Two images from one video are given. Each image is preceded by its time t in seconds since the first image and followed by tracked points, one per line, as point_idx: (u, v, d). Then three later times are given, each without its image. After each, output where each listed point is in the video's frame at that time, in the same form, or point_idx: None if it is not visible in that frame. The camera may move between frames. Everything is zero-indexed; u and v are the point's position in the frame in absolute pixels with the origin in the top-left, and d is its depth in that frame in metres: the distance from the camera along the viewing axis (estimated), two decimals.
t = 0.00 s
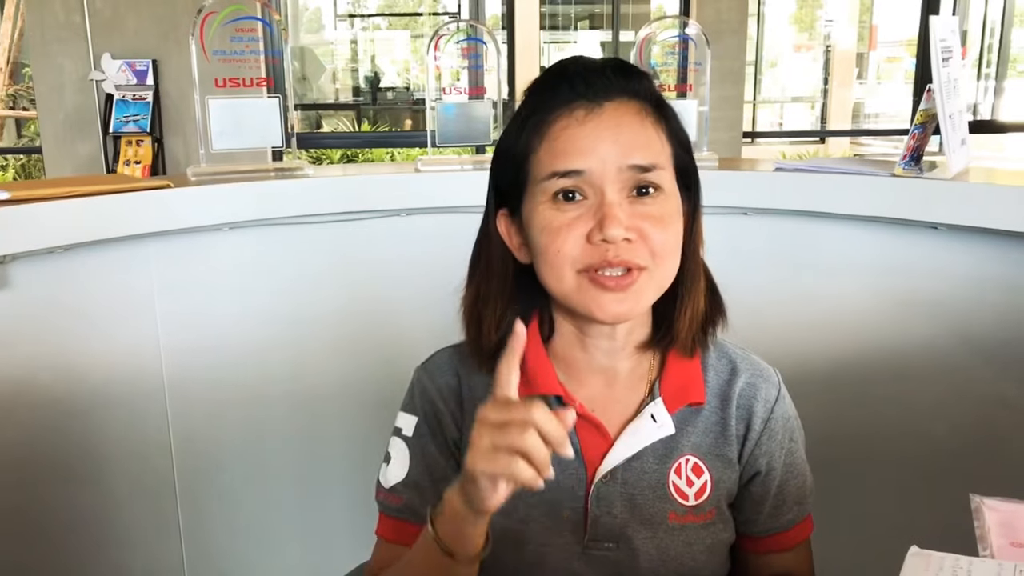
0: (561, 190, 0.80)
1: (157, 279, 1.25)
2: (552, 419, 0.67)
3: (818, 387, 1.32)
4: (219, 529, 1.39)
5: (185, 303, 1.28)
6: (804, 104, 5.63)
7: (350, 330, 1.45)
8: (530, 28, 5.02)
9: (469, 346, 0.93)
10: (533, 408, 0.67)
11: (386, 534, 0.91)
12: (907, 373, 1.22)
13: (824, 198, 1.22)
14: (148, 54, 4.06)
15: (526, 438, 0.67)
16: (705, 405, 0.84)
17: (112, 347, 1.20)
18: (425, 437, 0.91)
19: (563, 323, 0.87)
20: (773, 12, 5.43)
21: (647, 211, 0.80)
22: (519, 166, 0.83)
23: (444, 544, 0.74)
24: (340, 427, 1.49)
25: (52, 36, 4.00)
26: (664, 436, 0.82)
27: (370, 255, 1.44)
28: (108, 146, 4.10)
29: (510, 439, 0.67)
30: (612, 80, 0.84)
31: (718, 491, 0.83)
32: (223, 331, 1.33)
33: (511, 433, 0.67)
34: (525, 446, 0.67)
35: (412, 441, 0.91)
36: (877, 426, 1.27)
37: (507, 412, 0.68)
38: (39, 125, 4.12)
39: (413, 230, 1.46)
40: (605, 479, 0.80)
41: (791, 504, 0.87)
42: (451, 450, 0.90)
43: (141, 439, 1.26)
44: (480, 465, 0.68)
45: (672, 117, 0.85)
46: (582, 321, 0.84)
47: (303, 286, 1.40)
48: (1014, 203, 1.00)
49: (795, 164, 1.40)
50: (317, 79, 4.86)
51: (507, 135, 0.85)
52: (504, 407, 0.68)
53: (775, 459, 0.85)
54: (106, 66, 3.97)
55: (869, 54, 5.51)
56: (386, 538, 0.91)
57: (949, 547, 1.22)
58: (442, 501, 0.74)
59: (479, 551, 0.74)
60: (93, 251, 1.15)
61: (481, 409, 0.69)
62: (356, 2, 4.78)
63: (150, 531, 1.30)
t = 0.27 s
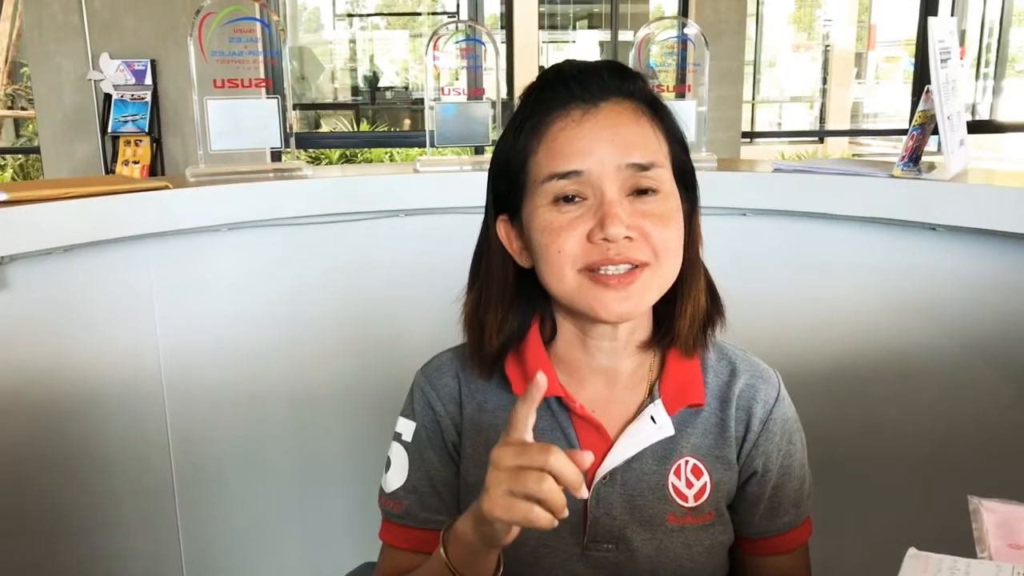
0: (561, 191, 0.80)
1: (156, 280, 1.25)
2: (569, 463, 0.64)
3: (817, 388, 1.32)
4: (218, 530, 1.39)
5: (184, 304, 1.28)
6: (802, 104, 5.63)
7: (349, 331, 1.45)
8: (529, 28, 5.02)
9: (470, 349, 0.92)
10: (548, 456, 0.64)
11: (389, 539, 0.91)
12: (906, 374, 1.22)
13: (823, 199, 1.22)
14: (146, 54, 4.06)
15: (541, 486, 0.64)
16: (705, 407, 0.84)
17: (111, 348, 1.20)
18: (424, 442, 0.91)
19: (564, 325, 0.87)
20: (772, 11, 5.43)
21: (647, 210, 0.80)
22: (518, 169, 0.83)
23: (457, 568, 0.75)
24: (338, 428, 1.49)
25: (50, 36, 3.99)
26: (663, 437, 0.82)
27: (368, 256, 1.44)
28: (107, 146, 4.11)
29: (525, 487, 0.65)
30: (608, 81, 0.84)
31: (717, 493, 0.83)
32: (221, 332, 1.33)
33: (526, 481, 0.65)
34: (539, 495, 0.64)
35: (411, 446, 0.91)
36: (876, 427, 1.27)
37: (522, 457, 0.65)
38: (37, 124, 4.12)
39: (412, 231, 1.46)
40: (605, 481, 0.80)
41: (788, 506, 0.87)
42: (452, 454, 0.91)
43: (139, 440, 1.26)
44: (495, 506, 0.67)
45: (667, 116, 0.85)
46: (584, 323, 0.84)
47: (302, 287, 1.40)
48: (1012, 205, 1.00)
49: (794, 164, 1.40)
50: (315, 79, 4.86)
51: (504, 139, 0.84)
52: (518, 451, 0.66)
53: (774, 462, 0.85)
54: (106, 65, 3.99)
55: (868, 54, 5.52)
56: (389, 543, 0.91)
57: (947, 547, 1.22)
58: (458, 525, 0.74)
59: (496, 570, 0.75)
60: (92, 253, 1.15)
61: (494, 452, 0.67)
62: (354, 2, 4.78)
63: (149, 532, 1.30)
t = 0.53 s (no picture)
0: (557, 192, 0.80)
1: (153, 280, 1.24)
2: (564, 474, 0.65)
3: (814, 387, 1.32)
4: (216, 529, 1.39)
5: (181, 304, 1.28)
6: (800, 103, 5.64)
7: (347, 331, 1.45)
8: (527, 27, 5.02)
9: (467, 347, 0.92)
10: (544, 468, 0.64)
11: (385, 535, 0.91)
12: (904, 373, 1.22)
13: (821, 199, 1.22)
14: (144, 54, 4.06)
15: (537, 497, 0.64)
16: (701, 406, 0.85)
17: (109, 348, 1.20)
18: (420, 439, 0.91)
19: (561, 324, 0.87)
20: (770, 11, 5.43)
21: (643, 212, 0.80)
22: (516, 169, 0.84)
23: (452, 569, 0.75)
24: (336, 428, 1.49)
25: (47, 36, 3.99)
26: (659, 436, 0.82)
27: (366, 256, 1.44)
28: (105, 146, 4.10)
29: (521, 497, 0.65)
30: (607, 82, 0.84)
31: (713, 492, 0.84)
32: (219, 332, 1.33)
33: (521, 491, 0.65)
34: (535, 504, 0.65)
35: (408, 443, 0.91)
36: (874, 426, 1.27)
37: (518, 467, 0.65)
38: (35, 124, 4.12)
39: (410, 231, 1.46)
40: (601, 479, 0.80)
41: (783, 506, 0.87)
42: (449, 452, 0.91)
43: (137, 441, 1.26)
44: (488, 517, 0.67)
45: (665, 118, 0.85)
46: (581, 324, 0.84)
47: (300, 287, 1.40)
48: (1009, 204, 1.00)
49: (792, 164, 1.40)
50: (313, 78, 4.86)
51: (503, 139, 0.85)
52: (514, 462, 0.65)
53: (771, 462, 0.85)
54: (104, 64, 4.01)
55: (866, 54, 5.52)
56: (385, 539, 0.91)
57: (944, 547, 1.22)
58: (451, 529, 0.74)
59: (491, 571, 0.75)
60: (89, 253, 1.15)
61: (490, 460, 0.66)
62: (352, 1, 4.77)
63: (147, 532, 1.30)
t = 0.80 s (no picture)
0: (550, 196, 0.81)
1: (150, 280, 1.24)
2: (515, 362, 0.74)
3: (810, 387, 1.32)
4: (213, 530, 1.39)
5: (178, 304, 1.28)
6: (798, 103, 5.64)
7: (344, 331, 1.45)
8: (525, 27, 5.02)
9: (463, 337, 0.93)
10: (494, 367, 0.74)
11: (377, 528, 0.92)
12: (901, 373, 1.22)
13: (819, 199, 1.22)
14: (141, 54, 4.05)
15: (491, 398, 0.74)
16: (693, 402, 0.86)
17: (105, 348, 1.19)
18: (414, 435, 0.91)
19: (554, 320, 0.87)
20: (768, 11, 5.43)
21: (634, 222, 0.80)
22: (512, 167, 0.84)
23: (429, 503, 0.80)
24: (333, 428, 1.49)
25: (44, 36, 3.98)
26: (651, 431, 0.83)
27: (364, 256, 1.43)
28: (102, 146, 4.09)
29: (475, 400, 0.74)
30: (610, 88, 0.83)
31: (706, 487, 0.85)
32: (216, 332, 1.33)
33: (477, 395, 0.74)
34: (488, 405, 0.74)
35: (401, 438, 0.92)
36: (871, 426, 1.27)
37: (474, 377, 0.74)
38: (32, 124, 4.11)
39: (408, 231, 1.46)
40: (592, 474, 0.82)
41: (768, 501, 0.87)
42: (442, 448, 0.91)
43: (134, 441, 1.26)
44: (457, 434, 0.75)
45: (669, 127, 0.84)
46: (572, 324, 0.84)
47: (297, 287, 1.40)
48: (1007, 204, 1.00)
49: (789, 164, 1.40)
50: (311, 78, 4.85)
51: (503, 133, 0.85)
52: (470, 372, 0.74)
53: (759, 455, 0.86)
54: (101, 63, 4.02)
55: (863, 54, 5.53)
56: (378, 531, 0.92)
57: (940, 547, 1.22)
58: (428, 465, 0.80)
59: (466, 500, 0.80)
60: (86, 253, 1.15)
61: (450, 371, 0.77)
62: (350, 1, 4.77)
63: (143, 532, 1.30)
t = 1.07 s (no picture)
0: (558, 194, 0.80)
1: (149, 281, 1.24)
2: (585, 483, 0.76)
3: (809, 387, 1.32)
4: (211, 530, 1.39)
5: (177, 304, 1.28)
6: (797, 103, 5.64)
7: (343, 331, 1.45)
8: (524, 27, 5.02)
9: (463, 339, 0.94)
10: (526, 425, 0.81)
11: (375, 533, 0.92)
12: (900, 373, 1.22)
13: (818, 199, 1.22)
14: (140, 54, 4.05)
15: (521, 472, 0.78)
16: (691, 404, 0.86)
17: (104, 348, 1.19)
18: (410, 440, 0.90)
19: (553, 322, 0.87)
20: (768, 10, 5.42)
21: (642, 220, 0.80)
22: (518, 166, 0.83)
23: None
24: (332, 428, 1.49)
25: (43, 36, 3.97)
26: (648, 434, 0.83)
27: (362, 255, 1.43)
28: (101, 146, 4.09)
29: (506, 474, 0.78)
30: (615, 86, 0.84)
31: (704, 490, 0.85)
32: (215, 332, 1.33)
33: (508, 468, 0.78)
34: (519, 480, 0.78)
35: (396, 443, 0.91)
36: (871, 426, 1.27)
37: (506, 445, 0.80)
38: (30, 124, 4.11)
39: (407, 231, 1.46)
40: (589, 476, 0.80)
41: (763, 503, 0.87)
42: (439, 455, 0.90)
43: (132, 441, 1.26)
44: (506, 548, 0.75)
45: (670, 126, 0.85)
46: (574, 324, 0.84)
47: (295, 287, 1.40)
48: (1006, 205, 1.00)
49: (788, 165, 1.40)
50: (310, 79, 4.85)
51: (507, 132, 0.85)
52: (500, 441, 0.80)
53: (754, 456, 0.86)
54: (100, 64, 4.01)
55: (862, 54, 5.53)
56: (374, 537, 0.92)
57: (940, 547, 1.22)
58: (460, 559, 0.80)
59: None
60: (85, 253, 1.15)
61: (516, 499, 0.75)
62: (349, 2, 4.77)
63: (142, 533, 1.29)
